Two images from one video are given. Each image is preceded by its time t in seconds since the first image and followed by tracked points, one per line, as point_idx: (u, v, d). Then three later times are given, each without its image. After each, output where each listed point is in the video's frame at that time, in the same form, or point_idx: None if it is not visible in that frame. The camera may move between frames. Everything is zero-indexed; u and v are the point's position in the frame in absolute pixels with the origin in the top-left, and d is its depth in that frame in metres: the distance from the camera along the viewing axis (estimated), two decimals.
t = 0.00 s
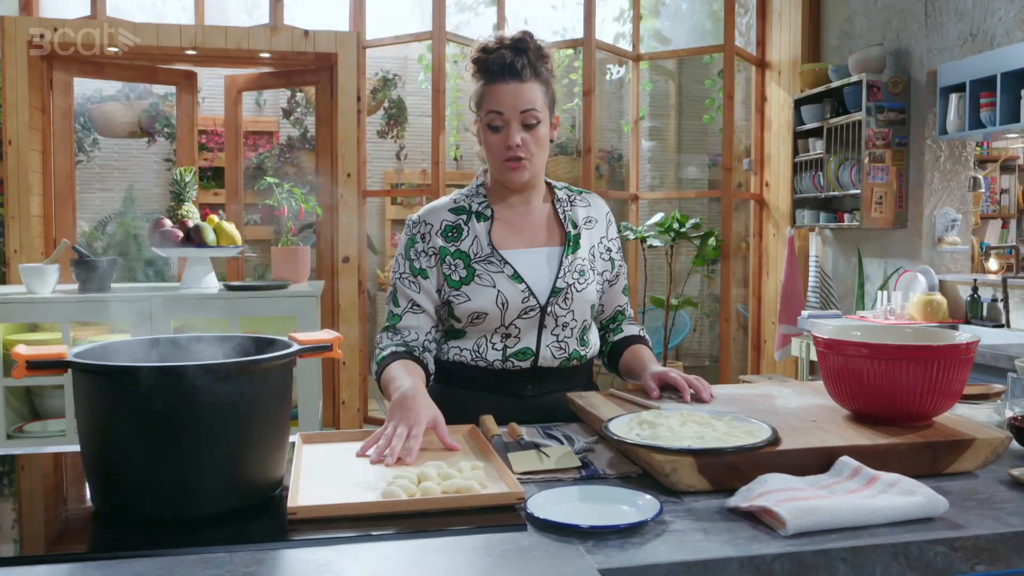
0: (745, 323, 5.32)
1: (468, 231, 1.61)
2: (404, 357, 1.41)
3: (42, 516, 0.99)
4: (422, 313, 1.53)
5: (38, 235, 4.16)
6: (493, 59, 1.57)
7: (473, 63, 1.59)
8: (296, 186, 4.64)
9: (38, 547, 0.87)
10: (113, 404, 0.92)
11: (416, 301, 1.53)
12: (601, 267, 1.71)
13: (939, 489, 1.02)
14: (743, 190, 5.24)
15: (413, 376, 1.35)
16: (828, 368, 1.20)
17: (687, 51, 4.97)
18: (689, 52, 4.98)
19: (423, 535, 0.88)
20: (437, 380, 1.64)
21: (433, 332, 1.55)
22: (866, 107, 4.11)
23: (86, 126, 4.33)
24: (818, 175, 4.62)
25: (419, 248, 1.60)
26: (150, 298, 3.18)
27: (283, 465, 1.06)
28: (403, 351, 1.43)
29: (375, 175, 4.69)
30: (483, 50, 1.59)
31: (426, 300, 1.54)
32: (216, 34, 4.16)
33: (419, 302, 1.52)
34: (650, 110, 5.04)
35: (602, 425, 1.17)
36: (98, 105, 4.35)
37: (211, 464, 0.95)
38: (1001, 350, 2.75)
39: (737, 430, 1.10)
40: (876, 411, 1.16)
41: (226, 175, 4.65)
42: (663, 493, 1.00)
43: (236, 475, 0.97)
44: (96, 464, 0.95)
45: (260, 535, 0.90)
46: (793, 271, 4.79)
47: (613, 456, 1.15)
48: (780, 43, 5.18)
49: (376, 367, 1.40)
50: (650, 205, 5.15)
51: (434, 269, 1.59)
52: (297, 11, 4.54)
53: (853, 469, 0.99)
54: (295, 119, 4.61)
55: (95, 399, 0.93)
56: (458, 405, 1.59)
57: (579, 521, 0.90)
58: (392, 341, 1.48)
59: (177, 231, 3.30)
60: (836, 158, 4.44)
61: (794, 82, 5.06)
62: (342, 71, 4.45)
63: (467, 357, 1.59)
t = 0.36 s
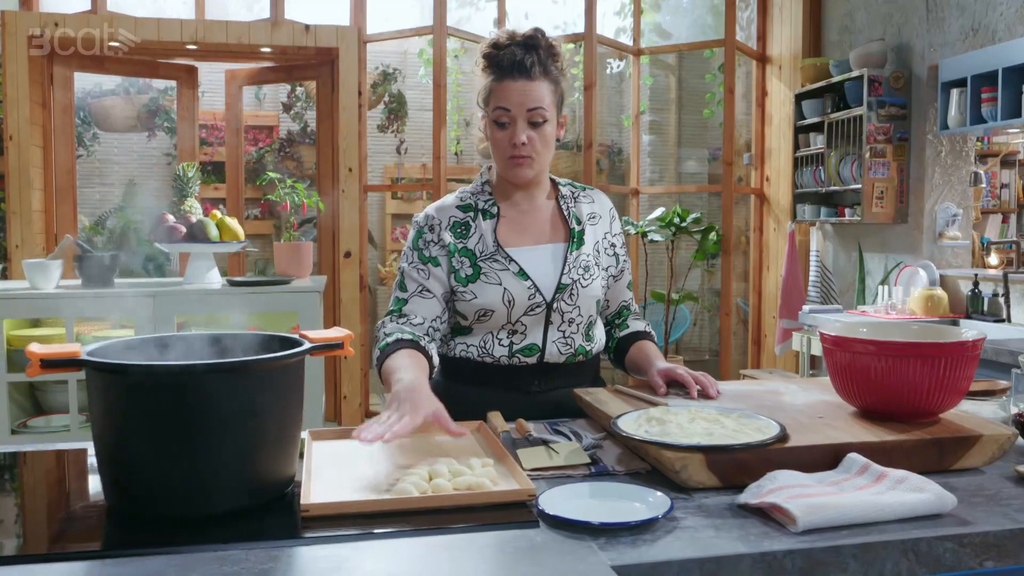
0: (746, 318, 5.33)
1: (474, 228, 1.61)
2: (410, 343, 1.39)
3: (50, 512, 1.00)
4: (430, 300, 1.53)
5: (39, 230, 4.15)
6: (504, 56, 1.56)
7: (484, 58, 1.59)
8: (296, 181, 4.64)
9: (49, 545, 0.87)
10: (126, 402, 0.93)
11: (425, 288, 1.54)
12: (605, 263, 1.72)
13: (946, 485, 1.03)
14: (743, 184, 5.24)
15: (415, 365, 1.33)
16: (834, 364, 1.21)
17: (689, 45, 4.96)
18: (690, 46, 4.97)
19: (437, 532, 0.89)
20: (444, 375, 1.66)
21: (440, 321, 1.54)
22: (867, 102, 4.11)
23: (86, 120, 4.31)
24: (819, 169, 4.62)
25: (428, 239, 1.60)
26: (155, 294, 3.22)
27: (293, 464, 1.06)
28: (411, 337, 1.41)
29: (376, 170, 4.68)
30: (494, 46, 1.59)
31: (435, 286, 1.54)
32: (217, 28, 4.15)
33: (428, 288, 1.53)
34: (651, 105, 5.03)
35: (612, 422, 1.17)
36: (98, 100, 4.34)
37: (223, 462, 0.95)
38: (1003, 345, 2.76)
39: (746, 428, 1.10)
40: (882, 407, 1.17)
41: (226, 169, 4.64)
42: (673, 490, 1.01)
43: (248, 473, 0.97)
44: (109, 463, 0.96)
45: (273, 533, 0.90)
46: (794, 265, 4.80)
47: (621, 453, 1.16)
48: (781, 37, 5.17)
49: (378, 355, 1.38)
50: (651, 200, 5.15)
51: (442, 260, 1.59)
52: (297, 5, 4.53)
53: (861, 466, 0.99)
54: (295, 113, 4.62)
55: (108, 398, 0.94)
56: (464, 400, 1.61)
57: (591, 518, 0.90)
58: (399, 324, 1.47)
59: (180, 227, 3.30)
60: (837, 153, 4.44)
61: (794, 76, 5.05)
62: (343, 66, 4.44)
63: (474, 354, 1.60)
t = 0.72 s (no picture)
0: (748, 313, 5.33)
1: (486, 227, 1.62)
2: (417, 348, 1.44)
3: (59, 509, 1.01)
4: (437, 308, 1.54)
5: (44, 225, 4.16)
6: (517, 54, 1.57)
7: (495, 57, 1.59)
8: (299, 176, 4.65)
9: (60, 544, 0.88)
10: (140, 401, 0.93)
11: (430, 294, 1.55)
12: (616, 263, 1.73)
13: (954, 483, 1.04)
14: (746, 179, 5.23)
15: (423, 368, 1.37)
16: (842, 362, 1.21)
17: (692, 40, 4.96)
18: (693, 41, 4.96)
19: (448, 531, 0.89)
20: (453, 373, 1.67)
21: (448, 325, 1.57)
22: (871, 97, 4.11)
23: (90, 116, 4.31)
24: (823, 164, 4.61)
25: (436, 242, 1.61)
26: (161, 289, 3.24)
27: (306, 462, 1.07)
28: (417, 343, 1.46)
29: (379, 166, 4.68)
30: (507, 44, 1.60)
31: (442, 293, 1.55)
32: (221, 24, 4.15)
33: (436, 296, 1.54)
34: (654, 100, 5.02)
35: (620, 420, 1.18)
36: (102, 95, 4.32)
37: (236, 460, 0.96)
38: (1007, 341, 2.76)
39: (755, 426, 1.11)
40: (889, 405, 1.17)
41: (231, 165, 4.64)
42: (683, 488, 1.02)
43: (261, 471, 0.98)
44: (122, 461, 0.97)
45: (285, 531, 0.91)
46: (797, 261, 4.80)
47: (630, 451, 1.17)
48: (785, 32, 5.16)
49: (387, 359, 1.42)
50: (654, 195, 5.15)
51: (451, 262, 1.60)
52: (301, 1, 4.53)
53: (870, 464, 1.00)
54: (299, 109, 4.62)
55: (121, 397, 0.94)
56: (473, 398, 1.62)
57: (602, 516, 0.91)
58: (407, 333, 1.50)
59: (185, 223, 3.30)
60: (841, 148, 4.44)
61: (798, 71, 5.04)
62: (347, 61, 4.44)
63: (485, 352, 1.61)
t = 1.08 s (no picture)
0: (756, 310, 5.32)
1: (491, 226, 1.64)
2: (427, 343, 1.51)
3: (71, 505, 1.03)
4: (437, 309, 1.59)
5: (54, 222, 4.19)
6: (532, 59, 1.57)
7: (510, 60, 1.60)
8: (307, 173, 4.67)
9: (71, 540, 0.90)
10: (153, 400, 0.94)
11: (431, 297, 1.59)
12: (624, 262, 1.73)
13: (961, 482, 1.04)
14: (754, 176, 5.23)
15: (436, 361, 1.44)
16: (849, 362, 1.22)
17: (699, 37, 4.95)
18: (701, 38, 4.96)
19: (457, 529, 0.90)
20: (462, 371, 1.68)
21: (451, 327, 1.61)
22: (879, 94, 4.10)
23: (99, 113, 4.34)
24: (830, 161, 4.60)
25: (440, 245, 1.64)
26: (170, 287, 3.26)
27: (316, 460, 1.08)
28: (426, 338, 1.53)
29: (387, 163, 4.69)
30: (523, 47, 1.60)
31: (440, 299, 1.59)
32: (229, 22, 4.17)
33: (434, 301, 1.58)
34: (661, 97, 5.02)
35: (628, 418, 1.18)
36: (111, 93, 4.35)
37: (248, 459, 0.97)
38: (1015, 338, 2.76)
39: (763, 425, 1.11)
40: (897, 405, 1.18)
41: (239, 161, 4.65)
42: (691, 486, 1.02)
43: (272, 469, 0.99)
44: (136, 459, 0.98)
45: (296, 529, 0.92)
46: (805, 258, 4.79)
47: (638, 449, 1.17)
48: (793, 28, 5.15)
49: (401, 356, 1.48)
50: (661, 192, 5.15)
51: (454, 264, 1.63)
52: None
53: (877, 463, 1.01)
54: (306, 105, 4.63)
55: (135, 396, 0.96)
56: (481, 396, 1.63)
57: (610, 515, 0.92)
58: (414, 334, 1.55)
59: (194, 220, 3.32)
60: (849, 145, 4.43)
61: (805, 68, 5.03)
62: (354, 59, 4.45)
63: (493, 349, 1.62)
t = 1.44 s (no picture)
0: (765, 307, 5.32)
1: (500, 226, 1.65)
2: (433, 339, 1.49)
3: (85, 500, 1.05)
4: (449, 304, 1.60)
5: (67, 220, 4.23)
6: (536, 65, 1.59)
7: (516, 61, 1.62)
8: (317, 170, 4.69)
9: (86, 534, 0.92)
10: (166, 398, 0.96)
11: (444, 291, 1.60)
12: (632, 259, 1.74)
13: (966, 480, 1.05)
14: (764, 173, 5.22)
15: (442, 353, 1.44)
16: (856, 360, 1.22)
17: (709, 34, 4.95)
18: (711, 35, 4.95)
19: (466, 525, 0.92)
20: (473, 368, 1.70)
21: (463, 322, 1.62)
22: (890, 91, 4.08)
23: (111, 111, 4.38)
24: (841, 159, 4.59)
25: (451, 242, 1.65)
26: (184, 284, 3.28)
27: (327, 457, 1.10)
28: (435, 333, 1.53)
29: (397, 161, 4.71)
30: (529, 48, 1.62)
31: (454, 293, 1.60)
32: (241, 22, 4.19)
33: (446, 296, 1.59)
34: (672, 94, 5.01)
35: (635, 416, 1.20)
36: (123, 91, 4.39)
37: (259, 455, 0.99)
38: None
39: (768, 422, 1.12)
40: (903, 403, 1.18)
41: (251, 159, 4.67)
42: (697, 484, 1.03)
43: (283, 466, 1.01)
44: (149, 457, 1.00)
45: (306, 525, 0.94)
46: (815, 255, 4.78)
47: (645, 446, 1.18)
48: (803, 24, 5.13)
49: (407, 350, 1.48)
50: (671, 189, 5.14)
51: (465, 261, 1.64)
52: None
53: (882, 461, 1.01)
54: (317, 103, 4.65)
55: (148, 394, 0.97)
56: (491, 392, 1.65)
57: (616, 512, 0.93)
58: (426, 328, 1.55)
59: (206, 218, 3.35)
60: (859, 142, 4.42)
61: (816, 65, 5.01)
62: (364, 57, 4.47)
63: (502, 346, 1.64)
